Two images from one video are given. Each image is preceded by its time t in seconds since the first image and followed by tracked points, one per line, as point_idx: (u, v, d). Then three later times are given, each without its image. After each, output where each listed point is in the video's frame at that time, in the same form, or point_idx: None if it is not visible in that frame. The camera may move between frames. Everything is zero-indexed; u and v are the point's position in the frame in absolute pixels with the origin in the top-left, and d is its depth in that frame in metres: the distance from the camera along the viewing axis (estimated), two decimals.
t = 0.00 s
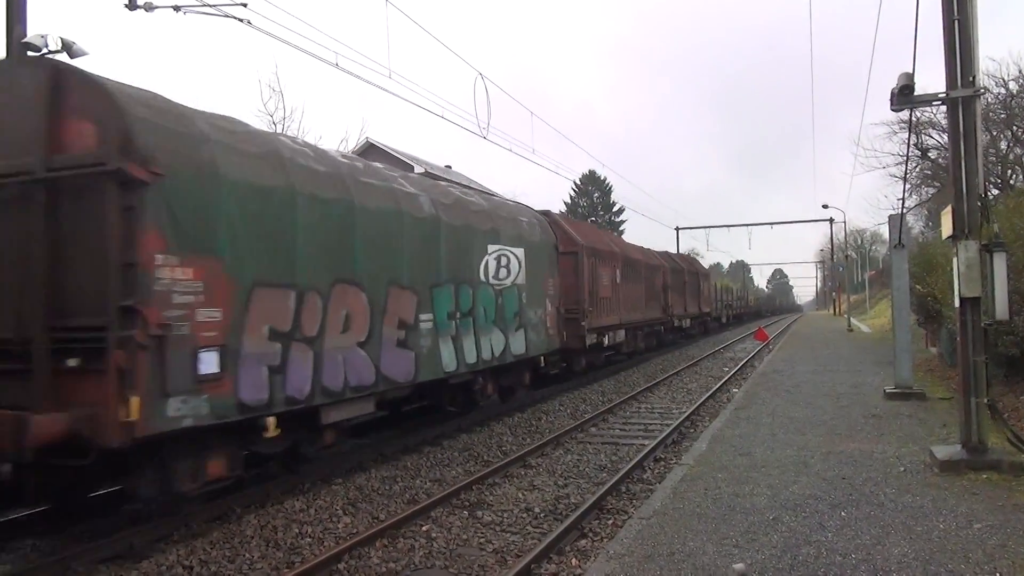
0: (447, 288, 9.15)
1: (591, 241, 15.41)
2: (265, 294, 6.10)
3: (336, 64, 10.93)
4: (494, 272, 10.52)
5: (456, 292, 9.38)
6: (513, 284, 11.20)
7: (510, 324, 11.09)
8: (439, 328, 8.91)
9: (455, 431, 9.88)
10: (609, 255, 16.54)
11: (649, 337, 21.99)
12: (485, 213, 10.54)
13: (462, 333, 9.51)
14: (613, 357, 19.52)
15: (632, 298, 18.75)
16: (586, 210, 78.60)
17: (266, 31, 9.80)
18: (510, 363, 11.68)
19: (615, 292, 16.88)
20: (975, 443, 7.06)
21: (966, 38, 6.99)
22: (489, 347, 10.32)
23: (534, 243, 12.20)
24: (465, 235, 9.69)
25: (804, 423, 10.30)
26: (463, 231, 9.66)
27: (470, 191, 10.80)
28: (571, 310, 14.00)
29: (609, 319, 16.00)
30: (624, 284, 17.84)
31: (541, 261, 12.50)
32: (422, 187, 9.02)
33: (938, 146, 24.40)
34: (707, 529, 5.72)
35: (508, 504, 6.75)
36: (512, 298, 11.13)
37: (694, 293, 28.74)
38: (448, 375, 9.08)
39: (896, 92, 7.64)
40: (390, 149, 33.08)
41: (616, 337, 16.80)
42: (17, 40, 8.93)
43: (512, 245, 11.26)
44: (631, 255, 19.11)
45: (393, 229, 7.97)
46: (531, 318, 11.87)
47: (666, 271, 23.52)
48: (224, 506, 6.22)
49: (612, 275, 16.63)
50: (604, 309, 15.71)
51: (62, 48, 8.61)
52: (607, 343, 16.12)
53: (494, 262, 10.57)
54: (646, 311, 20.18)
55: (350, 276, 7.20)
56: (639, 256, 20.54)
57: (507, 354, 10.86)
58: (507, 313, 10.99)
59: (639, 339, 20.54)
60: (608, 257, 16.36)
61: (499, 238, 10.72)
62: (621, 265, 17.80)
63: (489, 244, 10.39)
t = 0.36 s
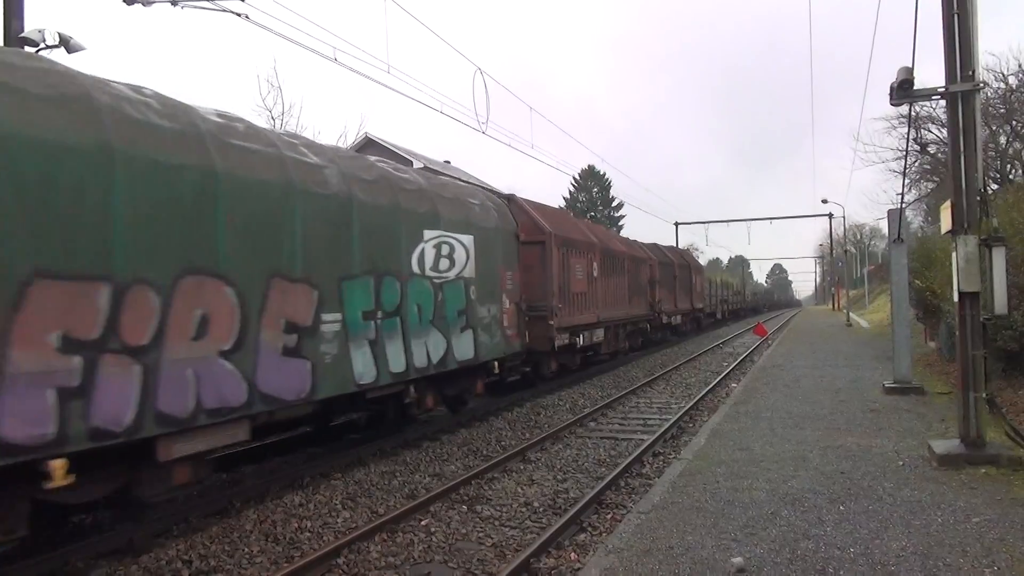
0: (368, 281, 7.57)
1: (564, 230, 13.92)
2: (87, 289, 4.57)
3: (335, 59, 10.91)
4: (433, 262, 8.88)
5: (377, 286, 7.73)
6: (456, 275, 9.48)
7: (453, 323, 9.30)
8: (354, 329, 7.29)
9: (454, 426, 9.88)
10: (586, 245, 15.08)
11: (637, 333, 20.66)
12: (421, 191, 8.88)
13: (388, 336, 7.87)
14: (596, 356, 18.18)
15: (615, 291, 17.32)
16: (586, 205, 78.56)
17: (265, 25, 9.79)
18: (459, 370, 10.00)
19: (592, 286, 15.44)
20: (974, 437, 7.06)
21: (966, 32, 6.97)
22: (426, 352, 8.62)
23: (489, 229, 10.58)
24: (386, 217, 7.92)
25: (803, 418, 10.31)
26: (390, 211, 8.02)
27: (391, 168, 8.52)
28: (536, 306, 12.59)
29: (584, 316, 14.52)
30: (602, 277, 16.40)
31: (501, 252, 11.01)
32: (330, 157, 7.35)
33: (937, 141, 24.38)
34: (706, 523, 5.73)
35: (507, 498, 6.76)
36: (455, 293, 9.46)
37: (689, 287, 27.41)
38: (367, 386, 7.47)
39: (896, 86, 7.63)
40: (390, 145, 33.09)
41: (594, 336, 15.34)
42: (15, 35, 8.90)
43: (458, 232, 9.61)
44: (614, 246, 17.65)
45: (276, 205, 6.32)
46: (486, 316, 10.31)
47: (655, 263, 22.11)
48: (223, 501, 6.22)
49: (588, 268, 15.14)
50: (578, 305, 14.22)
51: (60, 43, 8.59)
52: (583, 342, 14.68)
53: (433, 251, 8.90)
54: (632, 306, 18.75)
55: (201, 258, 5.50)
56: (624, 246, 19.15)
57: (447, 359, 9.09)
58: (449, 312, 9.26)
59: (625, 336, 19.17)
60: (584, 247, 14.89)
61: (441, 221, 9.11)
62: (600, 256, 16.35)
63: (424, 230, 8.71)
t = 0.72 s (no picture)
0: (242, 273, 5.80)
1: (529, 217, 12.11)
2: None
3: (334, 54, 10.91)
4: (343, 251, 7.12)
5: (254, 283, 5.93)
6: (379, 267, 7.71)
7: (374, 325, 7.56)
8: (217, 338, 5.52)
9: (454, 421, 9.89)
10: (559, 235, 13.32)
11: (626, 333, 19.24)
12: (364, 171, 7.76)
13: (271, 346, 6.05)
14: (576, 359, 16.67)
15: (597, 288, 15.66)
16: (586, 200, 78.56)
17: (264, 21, 9.78)
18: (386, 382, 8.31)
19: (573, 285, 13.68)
20: (973, 431, 7.07)
21: (965, 25, 6.95)
22: (331, 363, 6.84)
23: (427, 212, 8.81)
24: (271, 192, 6.21)
25: (802, 412, 10.32)
26: (276, 184, 6.29)
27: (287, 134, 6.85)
28: (493, 304, 10.88)
29: (554, 318, 12.71)
30: (580, 273, 14.81)
31: (445, 240, 9.27)
32: (245, 127, 6.26)
33: (937, 135, 24.37)
34: (706, 517, 5.74)
35: (507, 493, 6.77)
36: (380, 289, 7.72)
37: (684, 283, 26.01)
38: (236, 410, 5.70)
39: (895, 80, 7.61)
40: (389, 140, 33.06)
41: (570, 338, 13.75)
42: (13, 31, 8.88)
43: (380, 214, 7.80)
44: (597, 238, 16.11)
45: (91, 172, 4.63)
46: (422, 316, 8.54)
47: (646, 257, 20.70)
48: (224, 496, 6.23)
49: (562, 262, 13.44)
50: (547, 303, 12.58)
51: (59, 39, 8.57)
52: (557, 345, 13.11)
53: (344, 237, 7.16)
54: (618, 304, 17.20)
55: (16, 281, 4.12)
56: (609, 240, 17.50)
57: (360, 374, 7.28)
58: (371, 311, 7.54)
59: (613, 337, 17.69)
60: (558, 239, 13.16)
61: (355, 200, 7.38)
62: (579, 249, 14.79)
63: (329, 211, 6.97)
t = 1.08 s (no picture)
0: (15, 263, 4.14)
1: (474, 199, 10.09)
2: None
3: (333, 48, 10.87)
4: (196, 236, 5.43)
5: (35, 276, 4.25)
6: (257, 256, 6.06)
7: (248, 330, 5.93)
8: (65, 344, 4.38)
9: (454, 416, 9.90)
10: (512, 221, 11.11)
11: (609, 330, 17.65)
12: (363, 169, 7.90)
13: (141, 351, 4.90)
14: (548, 361, 15.04)
15: (568, 282, 13.83)
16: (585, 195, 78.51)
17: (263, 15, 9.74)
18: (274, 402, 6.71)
19: (519, 278, 11.33)
20: (973, 424, 7.07)
21: (965, 19, 6.93)
22: (175, 384, 5.20)
23: (330, 188, 7.15)
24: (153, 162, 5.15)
25: (802, 406, 10.33)
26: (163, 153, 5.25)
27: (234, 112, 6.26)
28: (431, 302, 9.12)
29: (503, 317, 10.66)
30: (549, 266, 12.82)
31: (355, 224, 7.56)
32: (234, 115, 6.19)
33: (937, 129, 24.36)
34: (706, 511, 5.74)
35: (507, 487, 6.78)
36: (256, 286, 6.05)
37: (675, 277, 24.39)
38: (95, 435, 4.55)
39: (895, 73, 7.60)
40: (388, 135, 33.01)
41: (532, 339, 11.97)
42: (10, 25, 8.83)
43: (257, 191, 6.13)
44: (569, 226, 14.33)
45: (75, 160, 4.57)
46: (322, 317, 6.90)
47: (630, 248, 19.06)
48: (224, 491, 6.24)
49: (518, 253, 11.31)
50: (486, 303, 10.12)
51: (56, 33, 8.52)
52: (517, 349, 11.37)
53: (199, 217, 5.50)
54: (594, 299, 15.43)
55: None
56: (585, 229, 15.75)
57: (223, 392, 5.64)
58: (246, 311, 5.92)
59: (590, 336, 16.02)
60: (510, 225, 11.04)
61: (353, 195, 7.52)
62: (547, 238, 12.80)
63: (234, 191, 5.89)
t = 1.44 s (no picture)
0: None
1: (408, 179, 8.48)
2: None
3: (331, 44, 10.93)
4: None
5: None
6: (45, 239, 4.08)
7: (24, 346, 3.93)
8: None
9: (454, 412, 9.91)
10: (462, 208, 9.52)
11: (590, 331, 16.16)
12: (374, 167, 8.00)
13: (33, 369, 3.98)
14: (517, 367, 13.51)
15: (536, 278, 12.15)
16: (585, 190, 78.46)
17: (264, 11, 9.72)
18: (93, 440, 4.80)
19: (472, 274, 9.69)
20: (972, 420, 7.08)
21: (965, 14, 6.92)
22: None
23: (180, 154, 5.15)
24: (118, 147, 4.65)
25: (802, 401, 10.32)
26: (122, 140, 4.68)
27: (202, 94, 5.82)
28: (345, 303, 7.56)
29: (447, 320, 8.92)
30: (513, 261, 11.13)
31: (215, 200, 5.43)
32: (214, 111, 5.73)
33: (936, 125, 24.35)
34: (705, 507, 5.74)
35: (507, 483, 6.78)
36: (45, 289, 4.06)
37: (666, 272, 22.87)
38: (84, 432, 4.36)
39: (895, 69, 7.59)
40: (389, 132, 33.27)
41: (488, 345, 10.27)
42: (8, 20, 8.80)
43: (65, 151, 4.29)
44: (539, 217, 12.71)
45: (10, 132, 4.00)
46: (162, 326, 4.91)
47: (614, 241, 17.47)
48: (224, 487, 6.24)
49: (470, 245, 9.64)
50: (422, 304, 8.41)
51: (54, 27, 8.49)
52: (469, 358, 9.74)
53: None
54: (570, 298, 13.81)
55: None
56: (560, 220, 14.15)
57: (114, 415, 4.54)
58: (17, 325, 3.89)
59: (565, 338, 14.40)
60: (458, 213, 9.40)
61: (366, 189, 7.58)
62: (511, 229, 11.17)
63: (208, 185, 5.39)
